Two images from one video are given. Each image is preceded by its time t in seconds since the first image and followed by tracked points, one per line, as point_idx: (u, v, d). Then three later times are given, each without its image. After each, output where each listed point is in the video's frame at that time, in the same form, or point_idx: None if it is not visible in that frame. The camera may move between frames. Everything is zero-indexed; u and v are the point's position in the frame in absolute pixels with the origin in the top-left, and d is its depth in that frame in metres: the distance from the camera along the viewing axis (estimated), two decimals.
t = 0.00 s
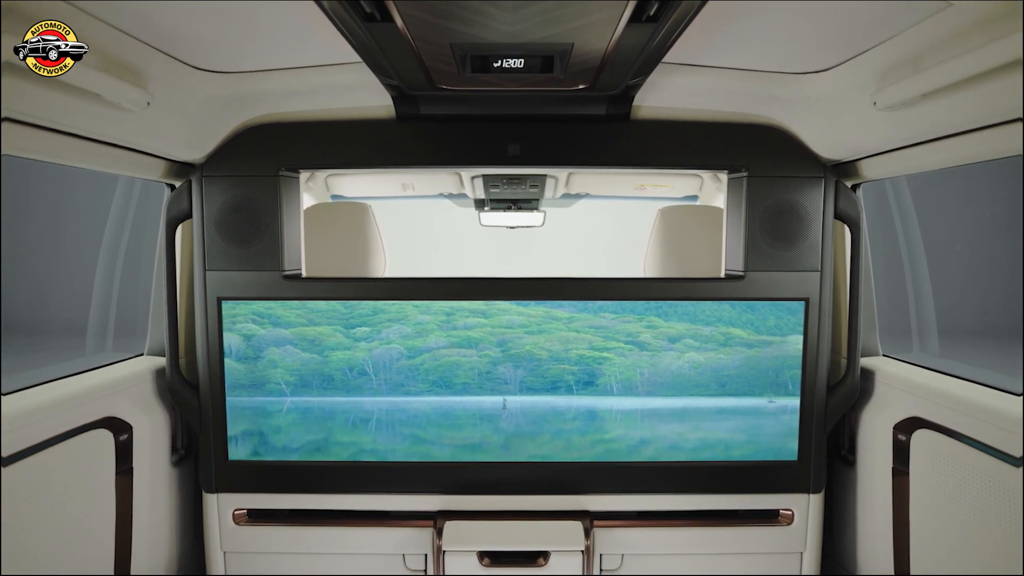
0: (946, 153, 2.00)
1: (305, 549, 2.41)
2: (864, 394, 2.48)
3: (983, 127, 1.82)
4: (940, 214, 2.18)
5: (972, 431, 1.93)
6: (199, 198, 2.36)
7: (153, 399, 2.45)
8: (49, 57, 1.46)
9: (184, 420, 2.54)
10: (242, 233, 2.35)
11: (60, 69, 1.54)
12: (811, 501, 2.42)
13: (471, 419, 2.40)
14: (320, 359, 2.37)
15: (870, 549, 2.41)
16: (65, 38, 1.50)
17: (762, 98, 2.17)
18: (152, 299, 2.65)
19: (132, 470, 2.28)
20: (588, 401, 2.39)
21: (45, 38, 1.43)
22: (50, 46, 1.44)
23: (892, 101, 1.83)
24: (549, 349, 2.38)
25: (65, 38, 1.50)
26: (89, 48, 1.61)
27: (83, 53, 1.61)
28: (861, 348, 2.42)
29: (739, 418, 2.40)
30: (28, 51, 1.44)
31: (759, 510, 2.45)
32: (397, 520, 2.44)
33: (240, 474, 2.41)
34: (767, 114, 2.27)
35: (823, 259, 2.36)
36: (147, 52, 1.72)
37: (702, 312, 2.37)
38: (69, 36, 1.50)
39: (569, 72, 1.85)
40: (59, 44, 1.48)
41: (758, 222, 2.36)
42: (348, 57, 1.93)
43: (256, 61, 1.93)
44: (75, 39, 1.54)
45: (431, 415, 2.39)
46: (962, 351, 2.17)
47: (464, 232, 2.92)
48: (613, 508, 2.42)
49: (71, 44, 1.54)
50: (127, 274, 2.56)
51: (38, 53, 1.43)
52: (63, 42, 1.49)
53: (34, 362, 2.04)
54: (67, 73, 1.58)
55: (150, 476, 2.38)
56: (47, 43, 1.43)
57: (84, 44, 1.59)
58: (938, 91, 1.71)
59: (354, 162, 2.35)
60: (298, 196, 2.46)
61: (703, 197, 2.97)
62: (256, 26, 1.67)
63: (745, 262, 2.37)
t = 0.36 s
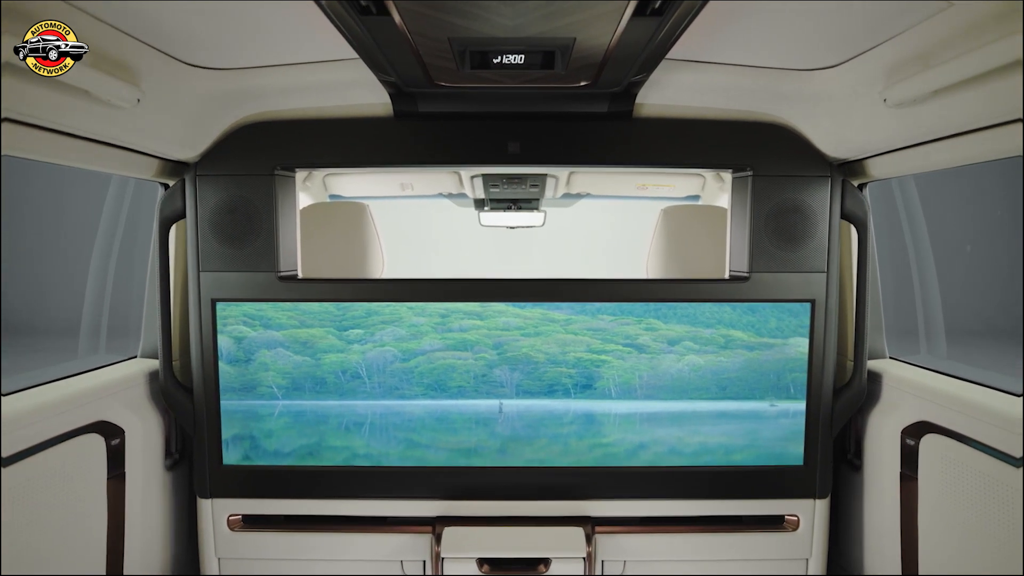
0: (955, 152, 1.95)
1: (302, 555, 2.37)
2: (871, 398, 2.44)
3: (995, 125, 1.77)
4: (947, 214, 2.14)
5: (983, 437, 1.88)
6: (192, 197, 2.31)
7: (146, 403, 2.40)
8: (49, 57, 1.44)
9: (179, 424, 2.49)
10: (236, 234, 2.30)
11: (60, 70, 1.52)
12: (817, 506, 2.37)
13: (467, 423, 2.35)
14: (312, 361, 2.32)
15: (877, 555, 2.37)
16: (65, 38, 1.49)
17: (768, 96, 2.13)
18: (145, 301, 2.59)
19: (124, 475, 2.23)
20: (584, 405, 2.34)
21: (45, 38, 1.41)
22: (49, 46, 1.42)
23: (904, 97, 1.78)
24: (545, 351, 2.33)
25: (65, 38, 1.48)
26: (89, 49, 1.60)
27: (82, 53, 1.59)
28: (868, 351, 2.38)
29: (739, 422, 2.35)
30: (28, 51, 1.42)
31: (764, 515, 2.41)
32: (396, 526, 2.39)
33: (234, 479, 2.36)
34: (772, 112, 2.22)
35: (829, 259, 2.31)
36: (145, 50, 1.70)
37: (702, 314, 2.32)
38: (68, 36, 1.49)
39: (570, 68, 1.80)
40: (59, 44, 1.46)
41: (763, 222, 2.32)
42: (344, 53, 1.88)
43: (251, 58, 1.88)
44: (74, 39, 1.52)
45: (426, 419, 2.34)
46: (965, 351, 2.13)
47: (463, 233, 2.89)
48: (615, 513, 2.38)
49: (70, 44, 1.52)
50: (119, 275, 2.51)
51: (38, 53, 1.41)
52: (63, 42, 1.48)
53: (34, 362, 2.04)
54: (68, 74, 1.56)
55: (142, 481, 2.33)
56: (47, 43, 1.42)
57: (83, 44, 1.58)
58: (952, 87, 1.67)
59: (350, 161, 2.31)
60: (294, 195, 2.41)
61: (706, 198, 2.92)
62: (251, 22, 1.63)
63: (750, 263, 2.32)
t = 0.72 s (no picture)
0: (966, 150, 1.91)
1: (298, 562, 2.32)
2: (878, 401, 2.40)
3: (1007, 122, 1.73)
4: (953, 213, 2.10)
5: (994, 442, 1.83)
6: (186, 197, 2.27)
7: (139, 406, 2.35)
8: (49, 57, 1.45)
9: (173, 427, 2.45)
10: (231, 234, 2.26)
11: (60, 69, 1.52)
12: (823, 511, 2.33)
13: (463, 427, 2.31)
14: (305, 364, 2.28)
15: (884, 561, 2.32)
16: (65, 38, 1.49)
17: (774, 93, 2.08)
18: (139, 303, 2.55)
19: (116, 480, 2.19)
20: (582, 409, 2.30)
21: (45, 39, 1.42)
22: (49, 46, 1.44)
23: (915, 94, 1.74)
24: (542, 354, 2.29)
25: (65, 38, 1.49)
26: (89, 49, 1.59)
27: (83, 53, 1.59)
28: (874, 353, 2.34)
29: (738, 426, 2.31)
30: (28, 51, 1.43)
31: (769, 521, 2.37)
32: (395, 531, 2.35)
33: (229, 484, 2.32)
34: (778, 110, 2.18)
35: (836, 260, 2.27)
36: (142, 48, 1.68)
37: (702, 316, 2.28)
38: (68, 36, 1.49)
39: (570, 65, 1.76)
40: (60, 44, 1.47)
41: (767, 222, 2.28)
42: (341, 49, 1.84)
43: (246, 55, 1.85)
44: (75, 39, 1.52)
45: (420, 423, 2.30)
46: (973, 354, 2.10)
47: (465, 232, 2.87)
48: (617, 519, 2.33)
49: (71, 44, 1.52)
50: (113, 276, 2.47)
51: (38, 53, 1.43)
52: (63, 42, 1.49)
53: (34, 362, 2.03)
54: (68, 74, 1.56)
55: (135, 486, 2.28)
56: (47, 43, 1.43)
57: (84, 44, 1.57)
58: (963, 83, 1.62)
59: (347, 160, 2.27)
60: (290, 194, 2.37)
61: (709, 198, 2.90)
62: (244, 17, 1.60)
63: (754, 264, 2.28)
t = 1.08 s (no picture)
0: (977, 148, 1.86)
1: (295, 568, 2.28)
2: (885, 404, 2.36)
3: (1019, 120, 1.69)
4: (960, 213, 2.06)
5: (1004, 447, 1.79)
6: (180, 196, 2.23)
7: (131, 409, 2.31)
8: (49, 57, 1.44)
9: (167, 430, 2.40)
10: (225, 235, 2.22)
11: (60, 69, 1.50)
12: (828, 516, 2.29)
13: (458, 431, 2.27)
14: (297, 367, 2.24)
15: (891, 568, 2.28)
16: (65, 38, 1.49)
17: (780, 90, 2.04)
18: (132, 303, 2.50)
19: (109, 484, 2.15)
20: (578, 412, 2.26)
21: (45, 38, 1.42)
22: (49, 46, 1.43)
23: (925, 92, 1.70)
24: (539, 356, 2.25)
25: (65, 38, 1.48)
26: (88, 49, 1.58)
27: (83, 53, 1.57)
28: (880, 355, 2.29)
29: (738, 430, 2.27)
30: (28, 51, 1.43)
31: (774, 526, 2.33)
32: (392, 537, 2.31)
33: (224, 489, 2.28)
34: (783, 108, 2.14)
35: (842, 261, 2.23)
36: (137, 46, 1.65)
37: (702, 318, 2.24)
38: (68, 36, 1.49)
39: (571, 61, 1.71)
40: (60, 44, 1.47)
41: (772, 222, 2.24)
42: (337, 44, 1.79)
43: (241, 52, 1.81)
44: (75, 39, 1.52)
45: (414, 426, 2.26)
46: (982, 357, 2.06)
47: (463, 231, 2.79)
48: (619, 524, 2.29)
49: (71, 44, 1.52)
50: (106, 277, 2.42)
51: (38, 53, 1.42)
52: (63, 42, 1.48)
53: (34, 362, 2.05)
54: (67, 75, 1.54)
55: (128, 490, 2.24)
56: (47, 43, 1.42)
57: (84, 44, 1.56)
58: (976, 79, 1.58)
59: (344, 159, 2.23)
60: (286, 194, 2.32)
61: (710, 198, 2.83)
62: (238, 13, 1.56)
63: (759, 264, 2.24)
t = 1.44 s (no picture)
0: (989, 147, 1.82)
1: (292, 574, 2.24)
2: (891, 407, 2.32)
3: None
4: (967, 213, 2.02)
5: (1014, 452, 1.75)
6: (174, 196, 2.19)
7: (125, 412, 2.27)
8: (49, 57, 1.44)
9: (161, 434, 2.37)
10: (221, 235, 2.18)
11: (60, 69, 1.51)
12: (834, 521, 2.25)
13: (453, 435, 2.23)
14: (289, 369, 2.20)
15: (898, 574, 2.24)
16: (65, 38, 1.48)
17: (785, 87, 2.01)
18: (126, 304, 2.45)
19: (101, 489, 2.10)
20: (575, 416, 2.23)
21: (45, 39, 1.42)
22: (49, 46, 1.43)
23: (937, 88, 1.66)
24: (535, 359, 2.22)
25: (65, 38, 1.48)
26: (89, 49, 1.57)
27: (83, 53, 1.57)
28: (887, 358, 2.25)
29: (738, 433, 2.24)
30: (28, 51, 1.42)
31: (778, 531, 2.29)
32: (390, 542, 2.27)
33: (220, 494, 2.25)
34: (788, 106, 2.11)
35: (848, 261, 2.19)
36: (131, 44, 1.63)
37: (701, 320, 2.20)
38: (69, 36, 1.48)
39: (573, 57, 1.68)
40: (60, 44, 1.47)
41: (777, 223, 2.20)
42: (333, 40, 1.75)
43: (236, 49, 1.78)
44: (75, 39, 1.51)
45: (409, 430, 2.22)
46: (988, 358, 2.03)
47: (464, 228, 2.89)
48: (621, 529, 2.26)
49: (71, 44, 1.51)
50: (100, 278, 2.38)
51: (38, 53, 1.42)
52: (63, 42, 1.48)
53: (34, 362, 2.02)
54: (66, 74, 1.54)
55: (121, 495, 2.20)
56: (47, 43, 1.42)
57: (84, 44, 1.55)
58: (988, 75, 1.54)
59: (341, 158, 2.19)
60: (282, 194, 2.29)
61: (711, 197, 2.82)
62: (233, 9, 1.53)
63: (763, 265, 2.20)
